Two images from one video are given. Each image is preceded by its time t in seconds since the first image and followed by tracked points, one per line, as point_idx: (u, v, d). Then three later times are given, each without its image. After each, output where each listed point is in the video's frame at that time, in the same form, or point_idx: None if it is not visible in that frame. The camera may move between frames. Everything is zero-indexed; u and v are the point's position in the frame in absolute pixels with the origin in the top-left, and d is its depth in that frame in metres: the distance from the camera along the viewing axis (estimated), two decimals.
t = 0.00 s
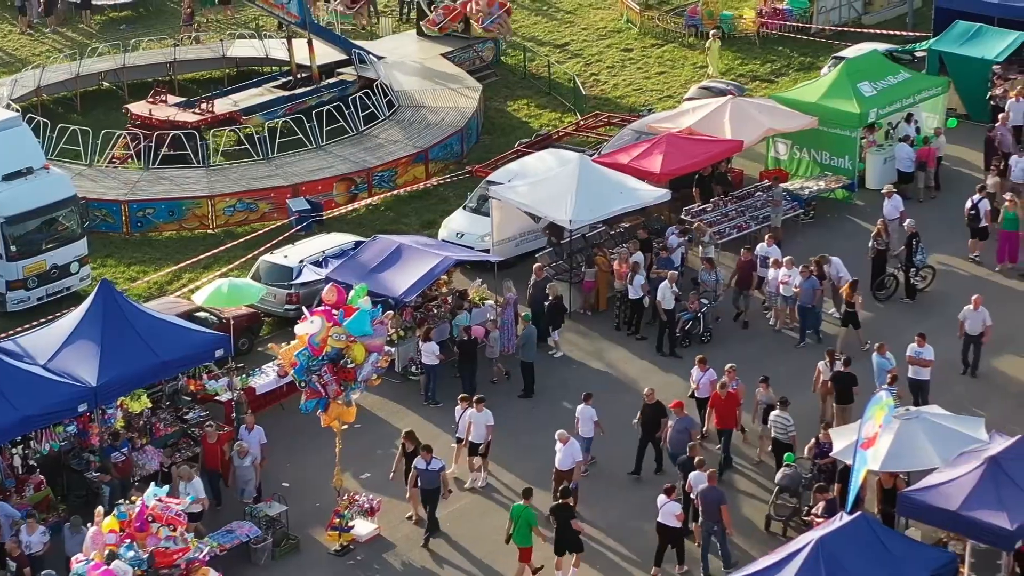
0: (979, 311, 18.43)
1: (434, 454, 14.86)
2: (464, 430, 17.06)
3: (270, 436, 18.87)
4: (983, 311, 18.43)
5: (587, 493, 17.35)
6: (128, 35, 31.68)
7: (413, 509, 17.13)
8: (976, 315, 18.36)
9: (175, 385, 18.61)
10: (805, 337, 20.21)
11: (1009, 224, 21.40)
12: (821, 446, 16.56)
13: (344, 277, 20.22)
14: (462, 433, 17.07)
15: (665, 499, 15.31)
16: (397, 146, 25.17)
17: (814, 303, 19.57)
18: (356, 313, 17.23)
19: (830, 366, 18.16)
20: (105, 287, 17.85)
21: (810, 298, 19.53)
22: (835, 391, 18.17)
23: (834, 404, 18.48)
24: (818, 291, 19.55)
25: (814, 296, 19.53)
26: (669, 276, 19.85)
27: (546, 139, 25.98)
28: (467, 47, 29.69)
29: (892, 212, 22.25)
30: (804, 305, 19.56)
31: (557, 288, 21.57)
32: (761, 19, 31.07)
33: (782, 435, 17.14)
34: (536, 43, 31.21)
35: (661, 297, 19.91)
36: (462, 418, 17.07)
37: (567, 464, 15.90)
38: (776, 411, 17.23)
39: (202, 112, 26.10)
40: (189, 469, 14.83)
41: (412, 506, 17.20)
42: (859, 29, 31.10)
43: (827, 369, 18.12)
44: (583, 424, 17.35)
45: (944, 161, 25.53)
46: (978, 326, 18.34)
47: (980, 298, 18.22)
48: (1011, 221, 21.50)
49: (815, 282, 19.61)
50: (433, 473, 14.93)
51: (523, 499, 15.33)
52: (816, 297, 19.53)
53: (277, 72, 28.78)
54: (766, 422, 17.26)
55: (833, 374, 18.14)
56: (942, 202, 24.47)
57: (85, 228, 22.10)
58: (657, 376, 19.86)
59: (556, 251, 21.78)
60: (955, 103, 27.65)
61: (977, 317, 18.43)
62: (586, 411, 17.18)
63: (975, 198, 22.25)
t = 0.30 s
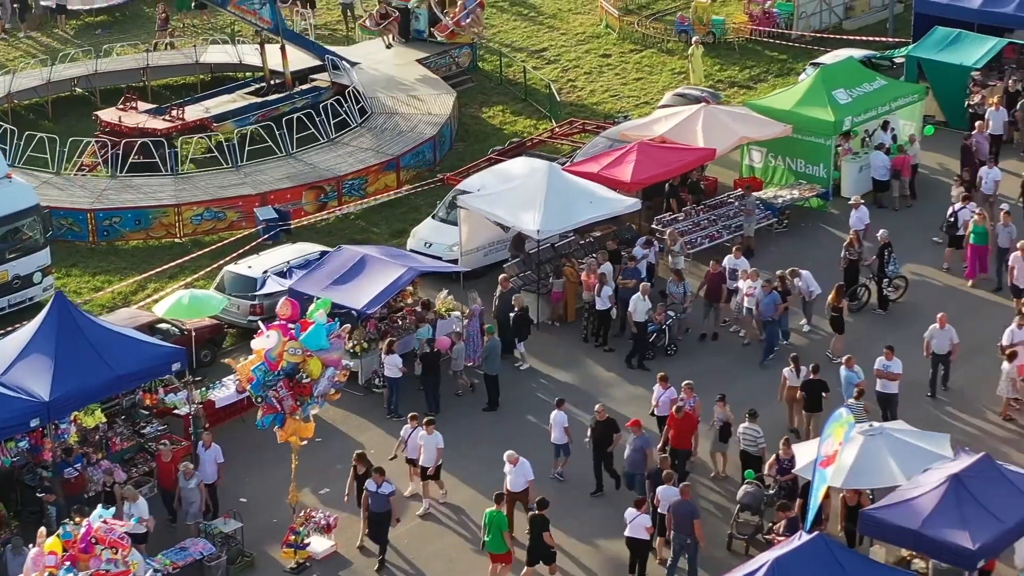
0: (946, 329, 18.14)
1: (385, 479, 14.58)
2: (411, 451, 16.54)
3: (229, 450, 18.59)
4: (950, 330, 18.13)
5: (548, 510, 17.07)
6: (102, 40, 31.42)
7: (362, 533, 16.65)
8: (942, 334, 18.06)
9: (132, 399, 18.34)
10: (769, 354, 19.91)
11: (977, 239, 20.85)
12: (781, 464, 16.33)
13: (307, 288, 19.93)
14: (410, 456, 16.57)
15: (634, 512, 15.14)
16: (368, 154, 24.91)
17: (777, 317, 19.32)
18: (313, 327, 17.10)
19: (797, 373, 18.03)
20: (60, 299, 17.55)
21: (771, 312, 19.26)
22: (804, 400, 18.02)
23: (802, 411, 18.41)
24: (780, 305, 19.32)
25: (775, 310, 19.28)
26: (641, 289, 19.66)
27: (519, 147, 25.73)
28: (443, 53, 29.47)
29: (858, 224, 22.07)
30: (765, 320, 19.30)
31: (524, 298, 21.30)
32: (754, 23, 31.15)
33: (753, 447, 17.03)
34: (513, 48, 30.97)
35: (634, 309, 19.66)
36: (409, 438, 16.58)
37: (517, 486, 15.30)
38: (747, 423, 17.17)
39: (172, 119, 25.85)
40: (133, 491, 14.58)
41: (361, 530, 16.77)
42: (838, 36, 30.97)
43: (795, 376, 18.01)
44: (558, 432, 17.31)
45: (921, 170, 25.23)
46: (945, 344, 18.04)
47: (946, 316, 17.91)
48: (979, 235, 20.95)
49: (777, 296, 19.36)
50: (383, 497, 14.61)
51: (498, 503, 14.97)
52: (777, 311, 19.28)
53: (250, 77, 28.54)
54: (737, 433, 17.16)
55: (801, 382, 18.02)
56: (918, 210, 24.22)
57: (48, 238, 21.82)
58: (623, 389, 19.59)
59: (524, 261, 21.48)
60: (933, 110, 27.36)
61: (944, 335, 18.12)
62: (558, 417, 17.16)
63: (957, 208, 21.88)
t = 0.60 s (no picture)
0: (907, 346, 18.11)
1: (324, 503, 14.43)
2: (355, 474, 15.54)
3: (183, 465, 18.30)
4: (910, 347, 18.10)
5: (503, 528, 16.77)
6: (74, 45, 31.12)
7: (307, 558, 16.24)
8: (902, 352, 18.05)
9: (83, 413, 18.05)
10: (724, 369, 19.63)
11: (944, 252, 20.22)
12: (735, 480, 16.08)
13: (265, 299, 19.53)
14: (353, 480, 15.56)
15: (593, 525, 14.77)
16: (335, 162, 24.64)
17: (730, 335, 19.09)
18: (262, 342, 16.92)
19: (762, 378, 17.91)
20: (8, 311, 17.20)
21: (725, 328, 19.03)
22: (769, 405, 17.88)
23: (767, 416, 18.19)
24: (734, 323, 19.04)
25: (729, 328, 19.02)
26: (606, 302, 19.40)
27: (489, 154, 25.43)
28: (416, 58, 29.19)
29: (819, 235, 21.88)
30: (718, 337, 19.07)
31: (486, 308, 21.02)
32: (742, 26, 30.85)
33: (720, 456, 16.96)
34: (488, 53, 30.69)
35: (600, 322, 19.38)
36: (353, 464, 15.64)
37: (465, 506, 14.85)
38: (714, 432, 17.11)
39: (138, 125, 25.57)
40: (64, 513, 14.37)
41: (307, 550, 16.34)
42: (816, 41, 30.74)
43: (758, 383, 17.83)
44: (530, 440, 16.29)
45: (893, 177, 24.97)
46: (905, 362, 18.03)
47: (905, 333, 17.90)
48: (946, 248, 20.26)
49: (732, 313, 19.08)
50: (322, 524, 14.49)
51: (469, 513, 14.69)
52: (731, 329, 19.03)
53: (220, 83, 28.26)
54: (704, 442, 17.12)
55: (764, 389, 17.84)
56: (890, 219, 23.95)
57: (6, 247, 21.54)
58: (585, 402, 19.32)
59: (487, 271, 21.17)
60: (908, 117, 27.08)
61: (905, 352, 18.12)
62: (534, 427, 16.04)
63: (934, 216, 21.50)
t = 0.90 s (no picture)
0: (880, 361, 17.95)
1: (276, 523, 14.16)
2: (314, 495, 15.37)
3: (148, 476, 18.08)
4: (883, 362, 17.94)
5: (469, 540, 16.56)
6: (53, 49, 30.91)
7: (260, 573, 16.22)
8: (874, 366, 17.90)
9: (47, 424, 17.83)
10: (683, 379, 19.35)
11: (917, 264, 19.96)
12: (700, 492, 15.93)
13: (234, 307, 19.46)
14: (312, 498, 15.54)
15: (561, 531, 14.52)
16: (310, 167, 24.45)
17: (697, 348, 18.83)
18: (225, 353, 16.74)
19: (737, 382, 17.74)
20: None
21: (690, 340, 18.75)
22: (743, 408, 17.74)
23: (741, 421, 18.06)
24: (700, 334, 18.77)
25: (694, 340, 18.74)
26: (579, 312, 19.14)
27: (466, 160, 25.22)
28: (396, 62, 29.01)
29: (790, 242, 21.50)
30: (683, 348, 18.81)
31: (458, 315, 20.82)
32: (734, 28, 30.72)
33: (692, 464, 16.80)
34: (469, 56, 30.49)
35: (573, 333, 19.16)
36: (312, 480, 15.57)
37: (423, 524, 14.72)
38: (687, 438, 16.94)
39: (113, 130, 25.39)
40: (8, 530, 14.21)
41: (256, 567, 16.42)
42: (799, 44, 30.59)
43: (733, 386, 17.67)
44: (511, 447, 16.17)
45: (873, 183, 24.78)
46: (876, 377, 17.87)
47: (878, 348, 17.74)
48: (919, 260, 19.99)
49: (696, 324, 18.81)
50: (275, 543, 14.26)
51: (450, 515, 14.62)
52: (697, 341, 18.74)
53: (197, 88, 28.07)
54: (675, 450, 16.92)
55: (739, 393, 17.68)
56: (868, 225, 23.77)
57: None
58: (556, 412, 19.13)
59: (459, 279, 20.99)
60: (889, 122, 26.90)
61: (877, 368, 17.95)
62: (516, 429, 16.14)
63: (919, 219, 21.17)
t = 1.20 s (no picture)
0: (845, 380, 17.45)
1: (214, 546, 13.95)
2: (256, 518, 14.63)
3: (101, 491, 17.81)
4: (848, 381, 17.45)
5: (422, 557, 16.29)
6: (25, 54, 30.64)
7: None
8: (839, 385, 17.41)
9: None
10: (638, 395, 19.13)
11: (882, 276, 20.23)
12: (655, 511, 15.63)
13: (191, 319, 19.17)
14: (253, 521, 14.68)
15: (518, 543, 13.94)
16: (277, 175, 24.19)
17: (649, 363, 18.63)
18: (177, 367, 16.45)
19: (705, 388, 17.65)
20: None
21: (642, 355, 18.54)
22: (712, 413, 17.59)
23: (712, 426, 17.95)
24: (652, 348, 18.54)
25: (646, 354, 18.53)
26: (541, 325, 18.82)
27: (436, 167, 24.96)
28: (369, 68, 28.77)
29: (750, 252, 21.19)
30: (635, 363, 18.61)
31: (420, 326, 20.57)
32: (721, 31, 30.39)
33: (652, 473, 16.54)
34: (443, 62, 30.25)
35: (535, 346, 18.85)
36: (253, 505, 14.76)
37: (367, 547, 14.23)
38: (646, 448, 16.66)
39: (80, 137, 25.12)
40: None
41: None
42: (776, 49, 30.36)
43: (701, 391, 17.55)
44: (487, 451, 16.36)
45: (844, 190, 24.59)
46: (841, 397, 17.39)
47: (844, 368, 17.22)
48: (885, 273, 20.29)
49: (649, 338, 18.59)
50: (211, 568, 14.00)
51: (424, 525, 14.42)
52: (649, 355, 18.53)
53: (167, 94, 27.82)
54: (635, 459, 16.68)
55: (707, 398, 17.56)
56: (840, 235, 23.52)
57: None
58: (517, 425, 18.87)
59: (422, 290, 20.80)
60: (864, 128, 26.66)
61: (842, 387, 17.46)
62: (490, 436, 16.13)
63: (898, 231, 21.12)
